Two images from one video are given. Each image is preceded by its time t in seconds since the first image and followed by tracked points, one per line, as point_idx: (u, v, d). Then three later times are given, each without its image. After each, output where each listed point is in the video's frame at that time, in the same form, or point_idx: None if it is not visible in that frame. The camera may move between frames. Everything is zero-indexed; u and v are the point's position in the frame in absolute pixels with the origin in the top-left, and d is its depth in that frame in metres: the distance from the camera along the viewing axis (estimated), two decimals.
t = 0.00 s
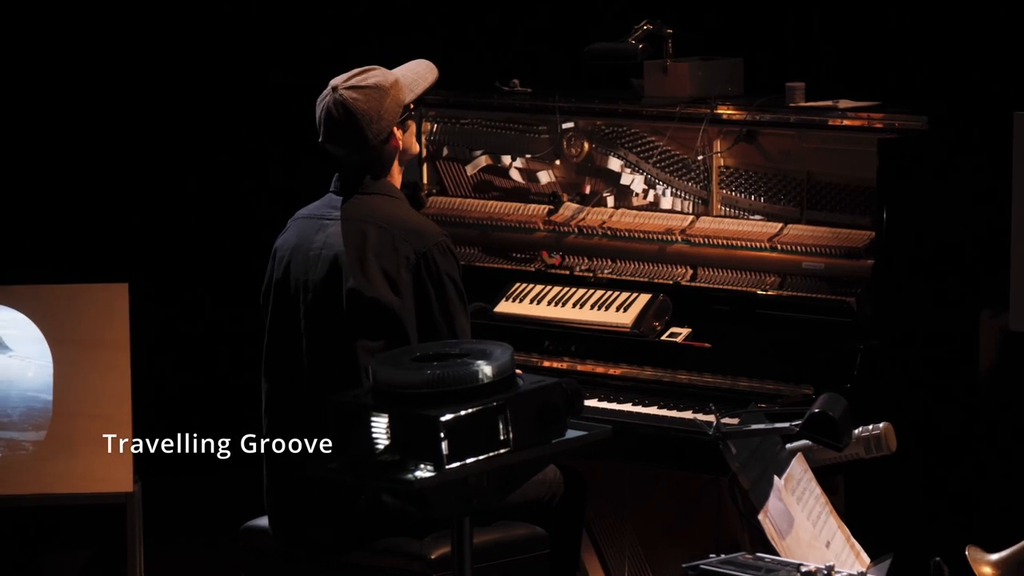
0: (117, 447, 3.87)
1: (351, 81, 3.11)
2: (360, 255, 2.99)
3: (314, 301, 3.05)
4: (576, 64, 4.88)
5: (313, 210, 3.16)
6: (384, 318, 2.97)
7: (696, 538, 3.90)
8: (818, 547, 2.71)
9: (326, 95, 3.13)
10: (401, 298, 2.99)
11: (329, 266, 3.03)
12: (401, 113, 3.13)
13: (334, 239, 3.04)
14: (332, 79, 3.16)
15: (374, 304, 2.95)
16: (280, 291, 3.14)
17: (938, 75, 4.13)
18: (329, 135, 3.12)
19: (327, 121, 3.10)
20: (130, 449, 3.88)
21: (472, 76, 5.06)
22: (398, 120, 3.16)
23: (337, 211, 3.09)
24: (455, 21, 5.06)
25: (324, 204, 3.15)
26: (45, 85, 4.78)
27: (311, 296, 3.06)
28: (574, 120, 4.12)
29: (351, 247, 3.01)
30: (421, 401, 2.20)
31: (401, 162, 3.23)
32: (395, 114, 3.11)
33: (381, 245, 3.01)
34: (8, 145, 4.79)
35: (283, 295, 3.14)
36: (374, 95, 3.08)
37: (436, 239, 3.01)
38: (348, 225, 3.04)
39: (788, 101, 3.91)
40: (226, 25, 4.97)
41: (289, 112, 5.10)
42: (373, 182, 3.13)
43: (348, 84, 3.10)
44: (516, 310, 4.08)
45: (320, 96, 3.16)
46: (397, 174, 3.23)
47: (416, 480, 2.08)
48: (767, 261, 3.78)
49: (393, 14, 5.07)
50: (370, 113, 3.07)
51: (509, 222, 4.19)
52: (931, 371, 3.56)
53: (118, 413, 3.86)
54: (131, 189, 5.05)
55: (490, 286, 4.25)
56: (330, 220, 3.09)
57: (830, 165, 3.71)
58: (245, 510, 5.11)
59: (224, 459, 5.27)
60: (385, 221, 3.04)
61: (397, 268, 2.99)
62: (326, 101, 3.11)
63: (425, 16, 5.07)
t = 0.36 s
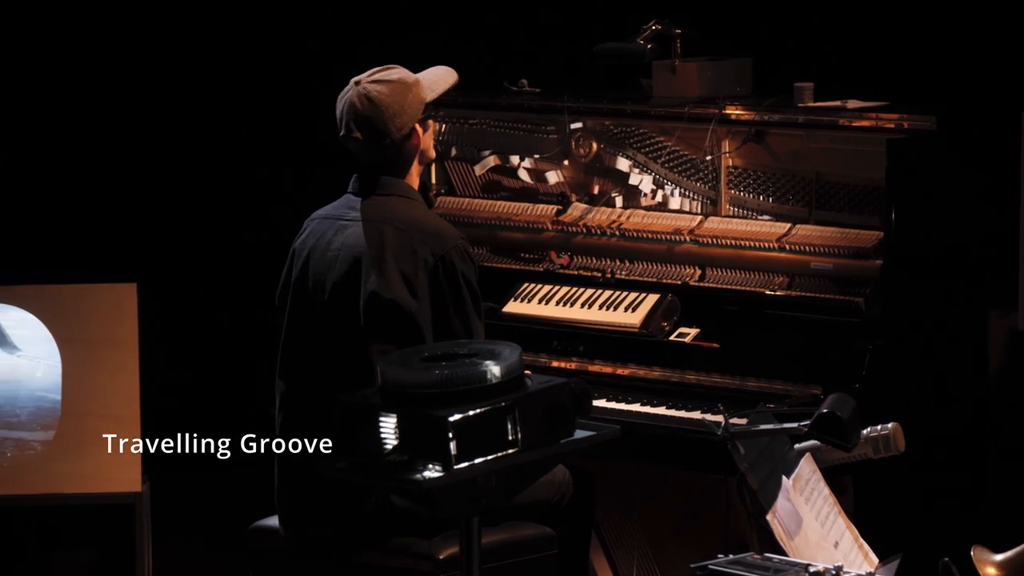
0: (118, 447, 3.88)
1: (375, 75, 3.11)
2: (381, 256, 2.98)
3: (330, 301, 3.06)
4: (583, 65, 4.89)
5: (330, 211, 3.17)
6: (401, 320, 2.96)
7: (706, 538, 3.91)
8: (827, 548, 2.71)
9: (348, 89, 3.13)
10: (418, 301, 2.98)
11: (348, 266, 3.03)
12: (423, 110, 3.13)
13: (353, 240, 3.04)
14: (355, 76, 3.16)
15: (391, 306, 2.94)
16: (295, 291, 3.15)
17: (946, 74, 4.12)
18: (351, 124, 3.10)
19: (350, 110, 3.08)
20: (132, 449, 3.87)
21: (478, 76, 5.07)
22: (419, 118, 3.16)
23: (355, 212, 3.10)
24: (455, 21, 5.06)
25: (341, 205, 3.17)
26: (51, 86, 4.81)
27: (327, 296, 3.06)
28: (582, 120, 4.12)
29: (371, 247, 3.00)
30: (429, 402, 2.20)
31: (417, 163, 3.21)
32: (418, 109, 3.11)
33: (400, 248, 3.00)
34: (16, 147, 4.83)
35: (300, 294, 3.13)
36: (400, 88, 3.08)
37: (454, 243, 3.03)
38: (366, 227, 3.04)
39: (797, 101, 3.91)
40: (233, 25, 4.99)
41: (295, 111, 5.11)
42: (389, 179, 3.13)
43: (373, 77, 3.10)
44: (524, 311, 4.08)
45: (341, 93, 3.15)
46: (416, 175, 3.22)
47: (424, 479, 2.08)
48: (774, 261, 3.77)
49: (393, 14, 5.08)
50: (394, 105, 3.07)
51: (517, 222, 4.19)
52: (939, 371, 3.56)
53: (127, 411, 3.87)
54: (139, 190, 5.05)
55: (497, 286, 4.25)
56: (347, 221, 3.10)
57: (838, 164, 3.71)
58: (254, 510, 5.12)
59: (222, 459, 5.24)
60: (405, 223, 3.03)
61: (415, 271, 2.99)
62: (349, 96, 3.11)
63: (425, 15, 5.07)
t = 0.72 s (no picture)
0: (118, 447, 3.82)
1: (400, 74, 3.12)
2: (384, 258, 2.98)
3: (334, 301, 3.06)
4: (592, 66, 4.90)
5: (336, 210, 3.17)
6: (402, 322, 2.96)
7: (716, 538, 3.90)
8: (836, 548, 2.71)
9: (370, 85, 3.14)
10: (420, 304, 2.98)
11: (351, 266, 3.03)
12: (440, 119, 3.13)
13: (357, 240, 3.04)
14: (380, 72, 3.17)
15: (391, 307, 2.94)
16: (301, 290, 3.16)
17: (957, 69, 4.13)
18: (365, 117, 3.10)
19: (367, 103, 3.09)
20: (133, 449, 3.82)
21: (485, 73, 5.05)
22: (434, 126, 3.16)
23: (360, 212, 3.10)
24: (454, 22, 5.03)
25: (347, 205, 3.16)
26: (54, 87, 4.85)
27: (331, 296, 3.06)
28: (592, 119, 4.12)
29: (374, 249, 3.00)
30: (439, 401, 2.21)
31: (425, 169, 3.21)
32: (434, 118, 3.11)
33: (402, 249, 3.00)
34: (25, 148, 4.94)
35: (305, 294, 3.15)
36: (419, 92, 3.08)
37: (456, 245, 3.01)
38: (370, 228, 3.04)
39: (807, 101, 3.91)
40: (234, 26, 5.00)
41: (295, 111, 5.09)
42: (397, 182, 3.13)
43: (397, 77, 3.11)
44: (533, 310, 4.08)
45: (362, 86, 3.16)
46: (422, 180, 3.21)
47: (434, 479, 2.09)
48: (786, 261, 3.78)
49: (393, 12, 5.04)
50: (411, 108, 3.07)
51: (527, 221, 4.19)
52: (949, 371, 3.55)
53: (138, 412, 3.81)
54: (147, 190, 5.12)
55: (511, 285, 4.22)
56: (352, 221, 3.10)
57: (847, 164, 3.72)
58: (265, 509, 5.13)
59: (224, 459, 5.31)
60: (409, 224, 3.02)
61: (416, 272, 2.99)
62: (371, 90, 3.12)
63: (425, 15, 5.04)
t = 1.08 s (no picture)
0: (118, 447, 3.78)
1: (400, 71, 3.13)
2: (396, 258, 2.98)
3: (347, 301, 3.06)
4: (606, 66, 4.90)
5: (345, 211, 3.18)
6: (416, 319, 2.96)
7: (729, 538, 3.90)
8: (849, 548, 2.71)
9: (371, 83, 3.14)
10: (434, 301, 2.98)
11: (362, 266, 3.03)
12: (443, 113, 3.14)
13: (367, 239, 3.05)
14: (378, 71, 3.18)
15: (404, 305, 2.94)
16: (312, 291, 3.16)
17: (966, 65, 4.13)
18: (371, 113, 3.08)
19: (372, 99, 3.08)
20: (133, 449, 3.78)
21: (489, 72, 5.08)
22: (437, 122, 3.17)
23: (369, 212, 3.11)
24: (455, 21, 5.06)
25: (355, 205, 3.17)
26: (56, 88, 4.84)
27: (344, 296, 3.07)
28: (604, 119, 4.13)
29: (386, 248, 3.00)
30: (451, 401, 2.21)
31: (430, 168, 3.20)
32: (439, 111, 3.12)
33: (413, 248, 3.00)
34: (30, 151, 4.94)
35: (317, 292, 3.14)
36: (424, 85, 3.10)
37: (468, 242, 3.01)
38: (380, 227, 3.04)
39: (819, 101, 3.91)
40: (235, 25, 5.02)
41: (297, 111, 5.12)
42: (404, 179, 3.12)
43: (399, 73, 3.12)
44: (546, 310, 4.08)
45: (361, 87, 3.16)
46: (428, 177, 3.21)
47: (446, 479, 2.09)
48: (798, 261, 3.78)
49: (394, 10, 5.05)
50: (417, 100, 3.08)
51: (540, 221, 4.20)
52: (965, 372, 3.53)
53: (150, 412, 3.75)
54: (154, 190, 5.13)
55: (520, 285, 4.24)
56: (361, 221, 3.10)
57: (862, 164, 3.71)
58: (278, 507, 5.14)
59: (225, 459, 5.36)
60: (418, 222, 3.02)
61: (429, 269, 2.99)
62: (372, 87, 3.12)
63: (426, 16, 5.06)
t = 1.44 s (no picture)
0: (117, 447, 3.64)
1: (434, 70, 3.14)
2: (411, 259, 2.98)
3: (362, 302, 3.07)
4: (618, 66, 4.91)
5: (363, 210, 3.19)
6: (431, 322, 2.96)
7: (741, 539, 3.91)
8: (862, 548, 2.71)
9: (403, 78, 3.15)
10: (449, 304, 2.98)
11: (379, 267, 3.03)
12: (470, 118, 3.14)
13: (384, 240, 3.05)
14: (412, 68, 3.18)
15: (420, 308, 2.94)
16: (329, 289, 3.16)
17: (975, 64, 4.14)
18: (397, 108, 3.08)
19: (401, 94, 3.08)
20: (133, 449, 3.64)
21: (494, 71, 5.09)
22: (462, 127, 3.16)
23: (387, 212, 3.11)
24: (456, 22, 5.07)
25: (374, 205, 3.18)
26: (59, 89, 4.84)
27: (360, 295, 3.07)
28: (616, 119, 4.13)
29: (402, 249, 3.00)
30: (463, 401, 2.22)
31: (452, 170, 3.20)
32: (466, 116, 3.12)
33: (429, 250, 3.00)
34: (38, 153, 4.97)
35: (333, 293, 3.15)
36: (455, 87, 3.10)
37: (485, 243, 3.01)
38: (398, 228, 3.05)
39: (831, 101, 3.91)
40: (234, 26, 5.04)
41: (296, 111, 5.16)
42: (429, 182, 3.11)
43: (432, 72, 3.13)
44: (559, 309, 4.09)
45: (393, 82, 3.16)
46: (448, 179, 3.20)
47: (459, 479, 2.10)
48: (811, 261, 3.78)
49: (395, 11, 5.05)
50: (446, 102, 3.07)
51: (552, 220, 4.20)
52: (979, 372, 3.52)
53: (163, 412, 3.64)
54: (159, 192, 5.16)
55: (533, 285, 4.24)
56: (379, 221, 3.11)
57: (873, 164, 3.71)
58: (291, 506, 5.16)
59: (225, 459, 5.38)
60: (435, 224, 3.02)
61: (445, 272, 2.99)
62: (403, 83, 3.12)
63: (425, 16, 5.07)
